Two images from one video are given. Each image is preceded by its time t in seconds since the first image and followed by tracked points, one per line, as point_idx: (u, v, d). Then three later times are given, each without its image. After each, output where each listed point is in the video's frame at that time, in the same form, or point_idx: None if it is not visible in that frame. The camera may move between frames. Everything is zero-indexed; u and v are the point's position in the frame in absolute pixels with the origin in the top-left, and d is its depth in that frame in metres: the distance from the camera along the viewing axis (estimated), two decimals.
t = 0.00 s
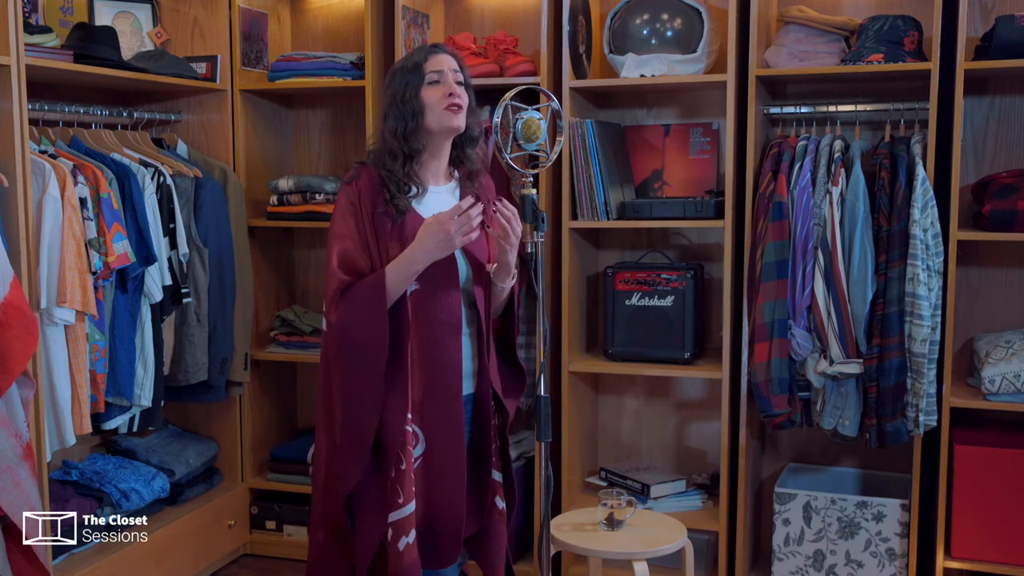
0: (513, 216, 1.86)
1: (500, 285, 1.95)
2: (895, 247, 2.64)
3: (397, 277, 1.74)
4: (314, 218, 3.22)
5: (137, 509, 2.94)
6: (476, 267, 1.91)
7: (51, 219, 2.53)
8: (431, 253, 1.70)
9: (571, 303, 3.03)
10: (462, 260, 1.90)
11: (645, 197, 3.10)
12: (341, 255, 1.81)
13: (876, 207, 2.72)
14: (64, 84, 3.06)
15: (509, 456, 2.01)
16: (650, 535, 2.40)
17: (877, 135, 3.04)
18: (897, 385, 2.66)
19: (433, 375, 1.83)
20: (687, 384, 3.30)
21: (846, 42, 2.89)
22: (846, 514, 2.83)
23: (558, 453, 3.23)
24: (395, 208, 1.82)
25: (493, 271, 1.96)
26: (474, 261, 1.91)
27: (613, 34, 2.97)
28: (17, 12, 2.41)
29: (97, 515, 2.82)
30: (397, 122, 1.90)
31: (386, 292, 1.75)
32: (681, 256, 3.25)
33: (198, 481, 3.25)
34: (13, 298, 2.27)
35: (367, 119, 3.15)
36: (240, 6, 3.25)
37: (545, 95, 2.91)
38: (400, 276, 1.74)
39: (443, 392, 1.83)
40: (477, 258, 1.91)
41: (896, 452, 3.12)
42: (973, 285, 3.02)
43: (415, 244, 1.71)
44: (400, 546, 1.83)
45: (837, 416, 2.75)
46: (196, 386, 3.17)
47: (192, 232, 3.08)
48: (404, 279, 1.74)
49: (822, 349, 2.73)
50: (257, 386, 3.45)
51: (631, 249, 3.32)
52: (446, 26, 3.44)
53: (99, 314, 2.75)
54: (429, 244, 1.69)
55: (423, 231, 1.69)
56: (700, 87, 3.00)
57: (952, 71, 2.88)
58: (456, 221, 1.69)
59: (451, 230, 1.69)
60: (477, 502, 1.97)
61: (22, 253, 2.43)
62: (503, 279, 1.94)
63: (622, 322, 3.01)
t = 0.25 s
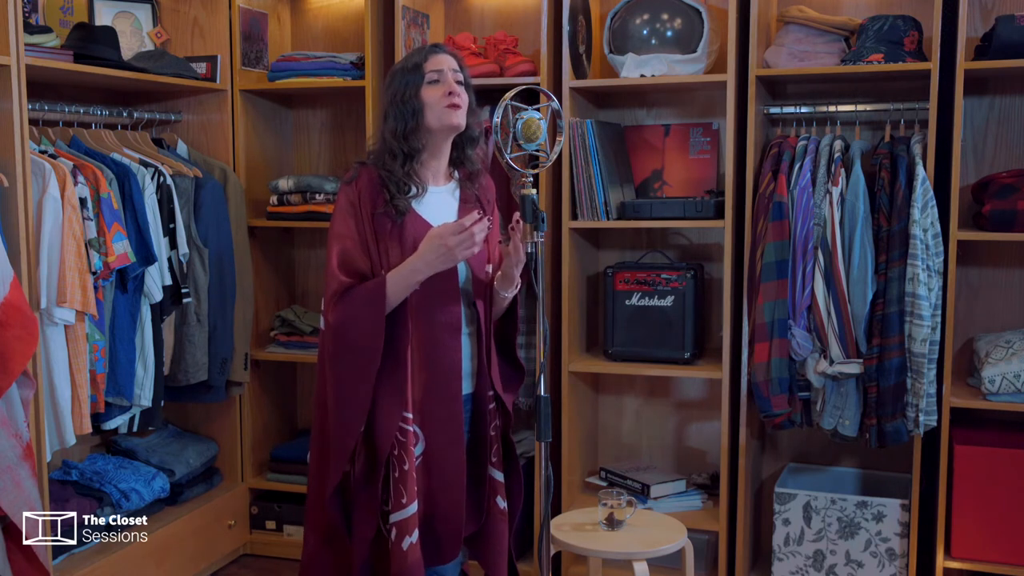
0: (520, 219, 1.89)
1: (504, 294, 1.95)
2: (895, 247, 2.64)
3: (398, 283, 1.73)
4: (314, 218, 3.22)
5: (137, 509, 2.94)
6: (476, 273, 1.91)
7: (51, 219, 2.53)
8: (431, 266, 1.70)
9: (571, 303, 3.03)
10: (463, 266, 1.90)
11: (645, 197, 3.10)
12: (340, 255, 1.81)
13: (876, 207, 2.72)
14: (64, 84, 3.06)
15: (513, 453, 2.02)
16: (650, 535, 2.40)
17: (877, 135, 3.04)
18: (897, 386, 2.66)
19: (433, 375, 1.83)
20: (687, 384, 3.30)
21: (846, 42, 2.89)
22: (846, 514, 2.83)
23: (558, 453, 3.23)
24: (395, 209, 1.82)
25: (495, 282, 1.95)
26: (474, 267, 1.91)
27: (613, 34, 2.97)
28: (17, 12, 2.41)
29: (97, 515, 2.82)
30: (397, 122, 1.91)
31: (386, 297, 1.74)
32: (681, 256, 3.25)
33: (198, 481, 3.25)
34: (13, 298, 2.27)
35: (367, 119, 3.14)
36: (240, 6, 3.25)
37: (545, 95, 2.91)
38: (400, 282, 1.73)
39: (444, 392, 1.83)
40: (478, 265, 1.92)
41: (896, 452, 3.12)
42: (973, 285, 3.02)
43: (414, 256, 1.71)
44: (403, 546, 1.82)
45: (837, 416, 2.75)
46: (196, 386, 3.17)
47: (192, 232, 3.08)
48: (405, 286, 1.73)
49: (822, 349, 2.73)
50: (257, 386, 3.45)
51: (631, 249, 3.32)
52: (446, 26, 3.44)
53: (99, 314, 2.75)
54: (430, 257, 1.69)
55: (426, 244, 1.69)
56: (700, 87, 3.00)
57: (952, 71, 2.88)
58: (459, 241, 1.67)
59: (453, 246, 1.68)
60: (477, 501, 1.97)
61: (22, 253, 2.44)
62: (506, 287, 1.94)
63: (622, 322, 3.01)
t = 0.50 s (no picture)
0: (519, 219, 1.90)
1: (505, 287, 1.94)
2: (895, 247, 2.64)
3: (397, 280, 1.73)
4: (314, 218, 3.22)
5: (137, 509, 2.94)
6: (477, 271, 1.90)
7: (51, 220, 2.53)
8: (427, 256, 1.68)
9: (571, 303, 3.03)
10: (463, 264, 1.89)
11: (645, 197, 3.10)
12: (341, 255, 1.80)
13: (876, 207, 2.72)
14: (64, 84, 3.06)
15: (513, 453, 2.01)
16: (650, 535, 2.40)
17: (877, 135, 3.04)
18: (897, 385, 2.66)
19: (433, 375, 1.83)
20: (687, 384, 3.30)
21: (846, 42, 2.89)
22: (846, 514, 2.83)
23: (558, 453, 3.23)
24: (395, 209, 1.82)
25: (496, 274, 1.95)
26: (474, 263, 1.90)
27: (613, 34, 2.97)
28: (17, 12, 2.41)
29: (97, 515, 2.82)
30: (399, 122, 1.90)
31: (386, 295, 1.74)
32: (681, 256, 3.25)
33: (198, 481, 3.25)
34: (13, 298, 2.27)
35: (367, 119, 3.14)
36: (240, 5, 3.25)
37: (545, 95, 2.91)
38: (399, 279, 1.73)
39: (444, 391, 1.83)
40: (478, 261, 1.91)
41: (896, 452, 3.12)
42: (973, 285, 3.02)
43: (410, 249, 1.69)
44: (402, 546, 1.82)
45: (837, 416, 2.75)
46: (196, 386, 3.17)
47: (192, 232, 3.08)
48: (404, 281, 1.73)
49: (822, 349, 2.73)
50: (257, 386, 3.45)
51: (631, 249, 3.32)
52: (446, 26, 3.44)
53: (99, 314, 2.75)
54: (426, 247, 1.67)
55: (421, 234, 1.67)
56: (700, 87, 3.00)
57: (952, 71, 2.88)
58: (455, 229, 1.66)
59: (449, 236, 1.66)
60: (476, 501, 1.97)
61: (22, 253, 2.44)
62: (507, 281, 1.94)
63: (622, 322, 3.01)
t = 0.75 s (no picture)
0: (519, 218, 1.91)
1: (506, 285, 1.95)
2: (895, 247, 2.64)
3: (396, 278, 1.72)
4: (314, 218, 3.22)
5: (137, 509, 2.94)
6: (478, 270, 1.90)
7: (51, 220, 2.53)
8: (427, 253, 1.68)
9: (571, 303, 3.03)
10: (463, 263, 1.89)
11: (645, 197, 3.10)
12: (342, 255, 1.80)
13: (876, 207, 2.72)
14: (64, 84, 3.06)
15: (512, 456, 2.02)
16: (650, 535, 2.40)
17: (877, 135, 3.04)
18: (897, 386, 2.66)
19: (434, 376, 1.83)
20: (687, 384, 3.30)
21: (846, 42, 2.90)
22: (846, 514, 2.83)
23: (558, 453, 3.23)
24: (395, 209, 1.82)
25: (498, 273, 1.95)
26: (474, 262, 1.89)
27: (613, 34, 2.97)
28: (17, 12, 2.41)
29: (97, 515, 2.82)
30: (398, 121, 1.91)
31: (385, 295, 1.74)
32: (681, 256, 3.25)
33: (198, 481, 3.24)
34: (13, 298, 2.27)
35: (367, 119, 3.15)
36: (240, 6, 3.25)
37: (545, 95, 2.91)
38: (399, 279, 1.72)
39: (444, 392, 1.83)
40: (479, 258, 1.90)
41: (896, 452, 3.12)
42: (973, 284, 3.02)
43: (409, 246, 1.69)
44: (403, 547, 1.83)
45: (837, 416, 2.75)
46: (196, 386, 3.17)
47: (192, 232, 3.08)
48: (403, 280, 1.72)
49: (822, 349, 2.73)
50: (257, 386, 3.45)
51: (631, 249, 3.32)
52: (446, 26, 3.44)
53: (98, 314, 2.75)
54: (426, 244, 1.67)
55: (419, 232, 1.66)
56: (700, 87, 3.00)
57: (952, 71, 2.88)
58: (452, 224, 1.64)
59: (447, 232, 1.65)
60: (476, 503, 1.97)
61: (22, 253, 2.44)
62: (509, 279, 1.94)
63: (622, 322, 3.01)
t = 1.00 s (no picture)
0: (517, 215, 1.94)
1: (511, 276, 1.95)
2: (895, 247, 2.64)
3: (394, 268, 1.73)
4: (314, 218, 3.22)
5: (137, 508, 2.94)
6: (477, 264, 1.91)
7: (51, 220, 2.53)
8: (422, 238, 1.68)
9: (571, 303, 3.03)
10: (462, 257, 1.89)
11: (645, 197, 3.10)
12: (343, 253, 1.80)
13: (876, 207, 2.72)
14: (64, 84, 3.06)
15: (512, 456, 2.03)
16: (650, 535, 2.40)
17: (877, 135, 3.04)
18: (897, 385, 2.66)
19: (434, 374, 1.83)
20: (687, 384, 3.30)
21: (846, 42, 2.90)
22: (846, 514, 2.83)
23: (558, 453, 3.24)
24: (395, 208, 1.82)
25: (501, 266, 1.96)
26: (473, 255, 1.90)
27: (613, 34, 2.97)
28: (17, 12, 2.41)
29: (97, 515, 2.82)
30: (398, 121, 1.90)
31: (385, 285, 1.75)
32: (681, 256, 3.25)
33: (198, 481, 3.25)
34: (13, 298, 2.27)
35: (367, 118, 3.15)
36: (240, 5, 3.24)
37: (545, 96, 2.91)
38: (395, 269, 1.73)
39: (444, 390, 1.83)
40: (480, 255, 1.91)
41: (896, 452, 3.12)
42: (973, 284, 3.02)
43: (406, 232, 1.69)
44: (407, 546, 1.84)
45: (837, 416, 2.75)
46: (196, 386, 3.17)
47: (192, 232, 3.08)
48: (401, 268, 1.73)
49: (822, 349, 2.74)
50: (257, 386, 3.45)
51: (631, 249, 3.32)
52: (446, 26, 3.44)
53: (99, 314, 2.75)
54: (420, 229, 1.66)
55: (412, 217, 1.66)
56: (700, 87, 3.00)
57: (952, 71, 2.88)
58: (443, 205, 1.64)
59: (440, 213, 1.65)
60: (477, 502, 1.97)
61: (22, 253, 2.44)
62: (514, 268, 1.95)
63: (622, 322, 3.01)
